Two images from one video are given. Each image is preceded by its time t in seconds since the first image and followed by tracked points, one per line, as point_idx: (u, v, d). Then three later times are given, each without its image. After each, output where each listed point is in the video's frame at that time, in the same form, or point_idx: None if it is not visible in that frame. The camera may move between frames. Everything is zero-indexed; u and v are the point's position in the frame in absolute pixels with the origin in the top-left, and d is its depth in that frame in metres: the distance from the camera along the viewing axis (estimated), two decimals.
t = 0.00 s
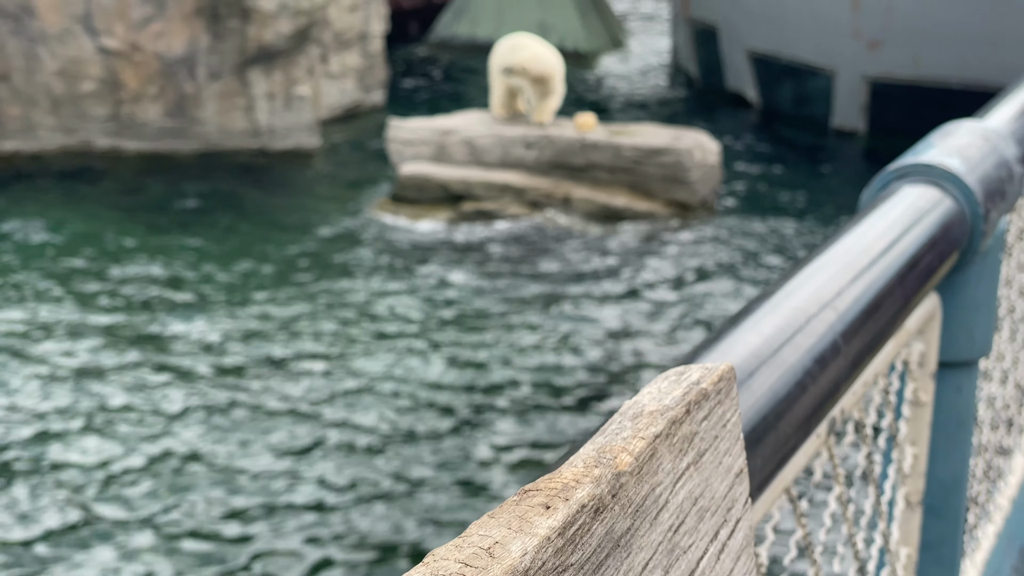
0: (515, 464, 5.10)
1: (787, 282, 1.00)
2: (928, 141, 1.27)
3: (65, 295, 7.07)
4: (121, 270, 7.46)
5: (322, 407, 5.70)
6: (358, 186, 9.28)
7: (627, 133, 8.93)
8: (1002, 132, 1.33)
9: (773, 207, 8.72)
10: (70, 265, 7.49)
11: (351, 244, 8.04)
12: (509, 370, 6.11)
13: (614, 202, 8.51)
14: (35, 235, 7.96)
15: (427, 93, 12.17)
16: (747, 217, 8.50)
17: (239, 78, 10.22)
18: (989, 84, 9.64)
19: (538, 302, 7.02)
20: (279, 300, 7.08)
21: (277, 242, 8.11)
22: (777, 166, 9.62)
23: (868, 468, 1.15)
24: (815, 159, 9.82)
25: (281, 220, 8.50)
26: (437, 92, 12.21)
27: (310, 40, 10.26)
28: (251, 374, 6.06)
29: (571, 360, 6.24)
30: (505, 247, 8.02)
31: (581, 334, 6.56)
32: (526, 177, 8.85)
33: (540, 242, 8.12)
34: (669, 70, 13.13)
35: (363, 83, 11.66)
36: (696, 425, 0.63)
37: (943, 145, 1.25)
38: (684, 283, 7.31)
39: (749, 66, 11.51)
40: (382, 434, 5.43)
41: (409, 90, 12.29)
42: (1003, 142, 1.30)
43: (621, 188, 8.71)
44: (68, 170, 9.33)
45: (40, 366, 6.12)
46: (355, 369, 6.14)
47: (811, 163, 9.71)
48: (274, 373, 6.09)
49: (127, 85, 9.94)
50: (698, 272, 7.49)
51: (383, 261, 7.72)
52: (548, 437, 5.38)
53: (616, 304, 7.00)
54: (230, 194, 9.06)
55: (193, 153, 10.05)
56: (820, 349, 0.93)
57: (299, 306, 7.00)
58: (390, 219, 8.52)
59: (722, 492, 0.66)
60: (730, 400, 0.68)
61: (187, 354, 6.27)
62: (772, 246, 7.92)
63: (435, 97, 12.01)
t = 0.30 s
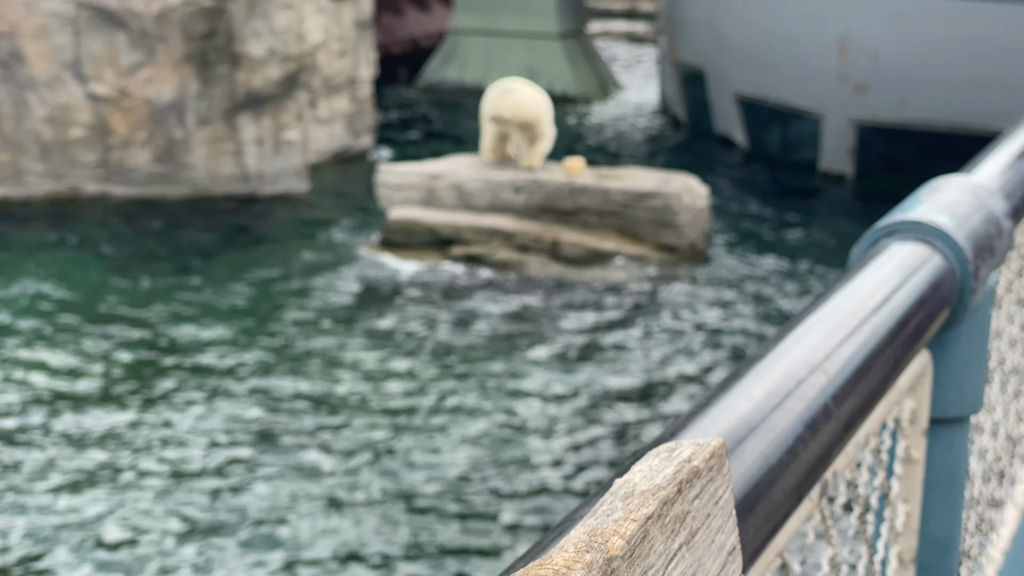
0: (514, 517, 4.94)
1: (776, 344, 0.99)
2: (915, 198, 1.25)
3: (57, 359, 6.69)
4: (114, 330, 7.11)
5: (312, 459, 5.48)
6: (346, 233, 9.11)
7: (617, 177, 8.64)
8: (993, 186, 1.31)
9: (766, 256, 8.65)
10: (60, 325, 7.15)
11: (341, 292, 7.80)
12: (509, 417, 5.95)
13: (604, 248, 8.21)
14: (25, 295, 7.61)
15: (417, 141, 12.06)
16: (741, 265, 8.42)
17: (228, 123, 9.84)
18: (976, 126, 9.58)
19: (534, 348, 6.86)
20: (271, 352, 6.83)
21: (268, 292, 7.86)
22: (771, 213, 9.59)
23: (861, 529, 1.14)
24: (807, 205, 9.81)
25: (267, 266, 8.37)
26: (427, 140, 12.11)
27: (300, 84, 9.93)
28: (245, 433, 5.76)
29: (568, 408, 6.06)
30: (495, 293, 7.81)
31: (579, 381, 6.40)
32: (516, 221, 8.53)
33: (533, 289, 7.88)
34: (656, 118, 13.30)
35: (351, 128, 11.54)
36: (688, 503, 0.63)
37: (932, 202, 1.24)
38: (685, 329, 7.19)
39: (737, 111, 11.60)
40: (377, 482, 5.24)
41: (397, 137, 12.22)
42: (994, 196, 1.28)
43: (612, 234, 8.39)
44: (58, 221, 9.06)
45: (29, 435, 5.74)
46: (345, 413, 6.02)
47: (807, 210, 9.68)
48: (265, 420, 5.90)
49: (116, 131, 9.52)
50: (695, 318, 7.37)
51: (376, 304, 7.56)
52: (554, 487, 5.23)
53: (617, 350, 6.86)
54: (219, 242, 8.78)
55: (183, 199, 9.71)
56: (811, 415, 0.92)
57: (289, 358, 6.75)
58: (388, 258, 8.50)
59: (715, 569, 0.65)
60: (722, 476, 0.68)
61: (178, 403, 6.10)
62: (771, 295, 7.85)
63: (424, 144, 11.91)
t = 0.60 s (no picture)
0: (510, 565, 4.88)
1: (774, 397, 0.99)
2: (911, 246, 1.26)
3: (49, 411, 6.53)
4: (107, 378, 6.99)
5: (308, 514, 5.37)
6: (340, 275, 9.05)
7: (611, 216, 8.62)
8: (988, 232, 1.31)
9: (762, 295, 8.64)
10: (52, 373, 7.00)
11: (336, 337, 7.73)
12: (508, 463, 5.88)
13: (598, 287, 8.14)
14: (18, 342, 7.55)
15: (411, 181, 12.05)
16: (736, 306, 8.39)
17: (222, 163, 9.74)
18: (969, 164, 9.63)
19: (531, 390, 6.80)
20: (266, 397, 6.78)
21: (263, 335, 7.82)
22: (766, 254, 9.58)
23: None
24: (800, 245, 9.82)
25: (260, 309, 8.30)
26: (421, 181, 12.10)
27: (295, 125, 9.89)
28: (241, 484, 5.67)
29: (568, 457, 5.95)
30: (489, 334, 7.73)
31: (577, 425, 6.33)
32: (510, 261, 8.48)
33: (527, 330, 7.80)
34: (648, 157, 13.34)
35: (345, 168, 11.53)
36: (691, 567, 0.62)
37: (927, 250, 1.24)
38: (683, 372, 7.14)
39: (730, 150, 11.63)
40: (377, 534, 5.18)
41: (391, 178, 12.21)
42: (990, 243, 1.28)
43: (605, 273, 8.35)
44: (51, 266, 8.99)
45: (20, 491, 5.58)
46: (340, 460, 5.94)
47: (803, 250, 9.67)
48: (260, 465, 5.86)
49: (110, 172, 9.45)
50: (693, 360, 7.32)
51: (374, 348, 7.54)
52: (555, 536, 5.14)
53: (615, 391, 6.80)
54: (210, 286, 8.73)
55: (177, 242, 9.65)
56: (810, 469, 0.92)
57: (285, 403, 6.69)
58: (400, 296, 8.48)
59: None
60: (723, 538, 0.67)
61: (173, 450, 6.04)
62: (768, 336, 7.81)
63: (418, 185, 11.90)
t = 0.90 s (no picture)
0: None
1: (770, 438, 0.99)
2: (905, 284, 1.26)
3: (39, 448, 6.47)
4: (99, 412, 6.96)
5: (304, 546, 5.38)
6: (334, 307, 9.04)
7: (606, 248, 8.59)
8: (981, 269, 1.31)
9: (757, 327, 8.63)
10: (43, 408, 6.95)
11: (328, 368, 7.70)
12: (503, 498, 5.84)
13: (592, 318, 8.08)
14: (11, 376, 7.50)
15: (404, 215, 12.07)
16: (731, 339, 8.37)
17: (216, 196, 9.80)
18: (961, 196, 9.67)
19: (526, 425, 6.75)
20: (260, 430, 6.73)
21: (257, 368, 7.78)
22: (760, 286, 9.57)
23: None
24: (793, 277, 9.84)
25: (252, 344, 8.19)
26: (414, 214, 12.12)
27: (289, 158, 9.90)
28: (235, 517, 5.66)
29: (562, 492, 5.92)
30: (483, 366, 7.70)
31: (573, 459, 6.30)
32: (504, 293, 8.46)
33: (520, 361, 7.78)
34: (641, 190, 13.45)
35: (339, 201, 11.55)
36: None
37: (921, 287, 1.24)
38: (678, 404, 7.12)
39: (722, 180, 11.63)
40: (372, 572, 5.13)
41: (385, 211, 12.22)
42: (984, 280, 1.29)
43: (599, 305, 8.30)
44: (46, 301, 8.99)
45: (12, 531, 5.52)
46: (335, 496, 5.90)
47: (795, 282, 9.69)
48: (254, 500, 5.84)
49: (104, 206, 9.41)
50: (687, 391, 7.32)
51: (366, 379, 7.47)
52: (552, 571, 5.08)
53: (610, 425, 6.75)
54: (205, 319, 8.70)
55: (171, 276, 9.71)
56: (805, 511, 0.91)
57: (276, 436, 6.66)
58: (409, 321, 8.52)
59: None
60: None
61: (167, 486, 5.99)
62: (763, 369, 7.80)
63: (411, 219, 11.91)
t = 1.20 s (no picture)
0: None
1: (766, 472, 0.97)
2: (900, 313, 1.25)
3: (30, 476, 6.43)
4: (90, 439, 6.93)
5: None
6: (328, 334, 9.06)
7: (598, 273, 8.60)
8: (975, 298, 1.31)
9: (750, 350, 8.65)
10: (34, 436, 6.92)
11: (320, 395, 7.67)
12: (497, 526, 5.79)
13: (584, 342, 8.11)
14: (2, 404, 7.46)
15: (397, 241, 12.05)
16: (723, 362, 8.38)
17: (208, 221, 9.77)
18: (952, 221, 9.71)
19: (520, 448, 6.73)
20: (252, 457, 6.69)
21: (249, 393, 7.74)
22: (753, 311, 9.56)
23: None
24: (786, 301, 9.86)
25: (244, 373, 8.14)
26: (407, 240, 12.09)
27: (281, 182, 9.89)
28: (226, 546, 5.62)
29: (556, 519, 5.87)
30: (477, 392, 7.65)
31: (568, 483, 6.28)
32: (496, 319, 8.45)
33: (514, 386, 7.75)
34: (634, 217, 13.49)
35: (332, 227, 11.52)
36: None
37: (916, 317, 1.23)
38: (673, 431, 7.07)
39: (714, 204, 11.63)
40: None
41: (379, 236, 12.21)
42: (979, 309, 1.28)
43: (591, 329, 8.30)
44: (37, 328, 8.96)
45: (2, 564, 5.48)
46: (329, 525, 5.86)
47: (787, 306, 9.70)
48: (245, 529, 5.80)
49: (95, 232, 9.39)
50: (681, 416, 7.30)
51: (359, 408, 7.43)
52: None
53: (605, 452, 6.70)
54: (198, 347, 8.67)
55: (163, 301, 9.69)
56: (803, 547, 0.90)
57: (268, 463, 6.61)
58: (424, 342, 8.56)
59: None
60: None
61: (159, 516, 5.95)
62: (758, 395, 7.76)
63: (405, 245, 11.88)
